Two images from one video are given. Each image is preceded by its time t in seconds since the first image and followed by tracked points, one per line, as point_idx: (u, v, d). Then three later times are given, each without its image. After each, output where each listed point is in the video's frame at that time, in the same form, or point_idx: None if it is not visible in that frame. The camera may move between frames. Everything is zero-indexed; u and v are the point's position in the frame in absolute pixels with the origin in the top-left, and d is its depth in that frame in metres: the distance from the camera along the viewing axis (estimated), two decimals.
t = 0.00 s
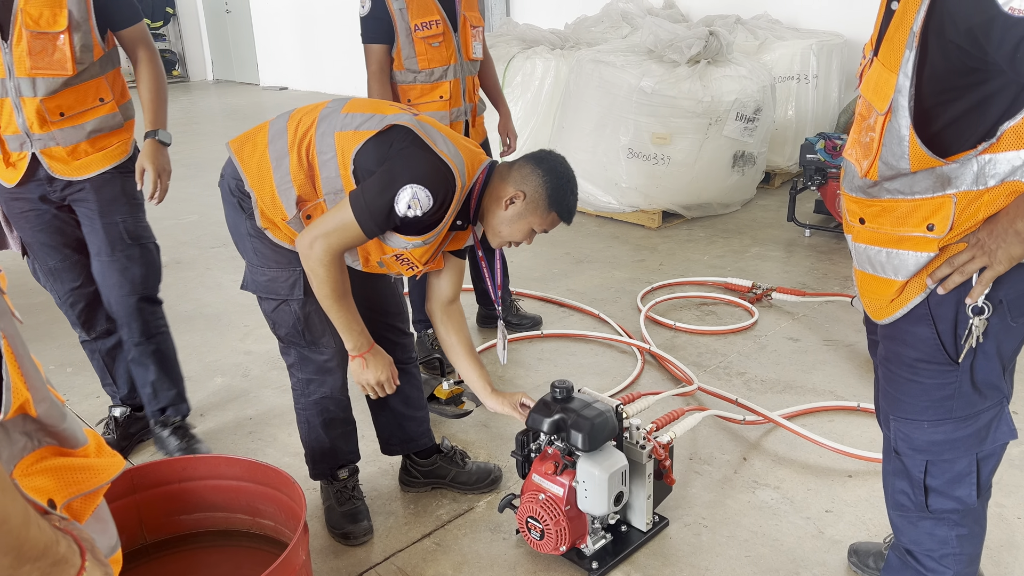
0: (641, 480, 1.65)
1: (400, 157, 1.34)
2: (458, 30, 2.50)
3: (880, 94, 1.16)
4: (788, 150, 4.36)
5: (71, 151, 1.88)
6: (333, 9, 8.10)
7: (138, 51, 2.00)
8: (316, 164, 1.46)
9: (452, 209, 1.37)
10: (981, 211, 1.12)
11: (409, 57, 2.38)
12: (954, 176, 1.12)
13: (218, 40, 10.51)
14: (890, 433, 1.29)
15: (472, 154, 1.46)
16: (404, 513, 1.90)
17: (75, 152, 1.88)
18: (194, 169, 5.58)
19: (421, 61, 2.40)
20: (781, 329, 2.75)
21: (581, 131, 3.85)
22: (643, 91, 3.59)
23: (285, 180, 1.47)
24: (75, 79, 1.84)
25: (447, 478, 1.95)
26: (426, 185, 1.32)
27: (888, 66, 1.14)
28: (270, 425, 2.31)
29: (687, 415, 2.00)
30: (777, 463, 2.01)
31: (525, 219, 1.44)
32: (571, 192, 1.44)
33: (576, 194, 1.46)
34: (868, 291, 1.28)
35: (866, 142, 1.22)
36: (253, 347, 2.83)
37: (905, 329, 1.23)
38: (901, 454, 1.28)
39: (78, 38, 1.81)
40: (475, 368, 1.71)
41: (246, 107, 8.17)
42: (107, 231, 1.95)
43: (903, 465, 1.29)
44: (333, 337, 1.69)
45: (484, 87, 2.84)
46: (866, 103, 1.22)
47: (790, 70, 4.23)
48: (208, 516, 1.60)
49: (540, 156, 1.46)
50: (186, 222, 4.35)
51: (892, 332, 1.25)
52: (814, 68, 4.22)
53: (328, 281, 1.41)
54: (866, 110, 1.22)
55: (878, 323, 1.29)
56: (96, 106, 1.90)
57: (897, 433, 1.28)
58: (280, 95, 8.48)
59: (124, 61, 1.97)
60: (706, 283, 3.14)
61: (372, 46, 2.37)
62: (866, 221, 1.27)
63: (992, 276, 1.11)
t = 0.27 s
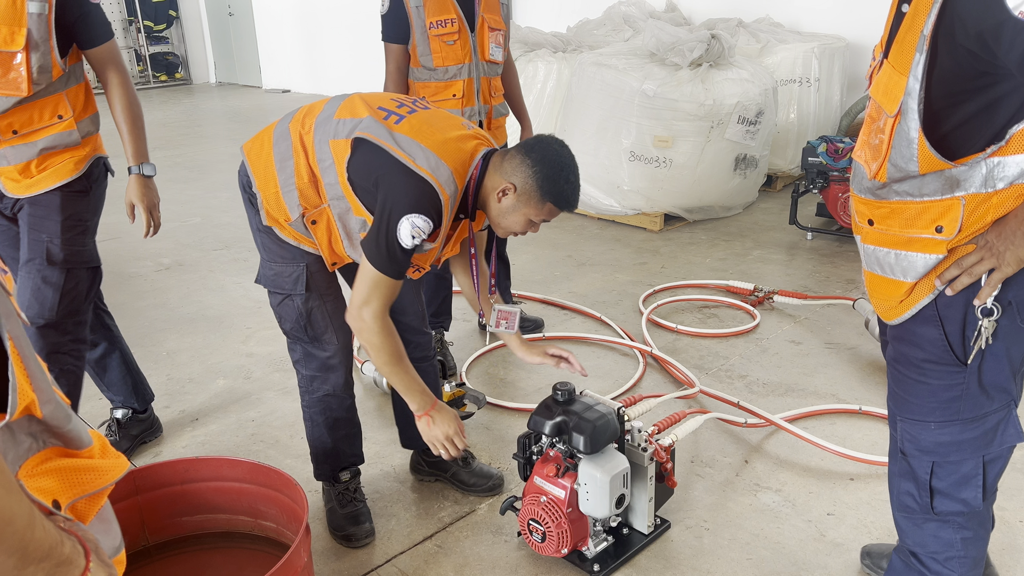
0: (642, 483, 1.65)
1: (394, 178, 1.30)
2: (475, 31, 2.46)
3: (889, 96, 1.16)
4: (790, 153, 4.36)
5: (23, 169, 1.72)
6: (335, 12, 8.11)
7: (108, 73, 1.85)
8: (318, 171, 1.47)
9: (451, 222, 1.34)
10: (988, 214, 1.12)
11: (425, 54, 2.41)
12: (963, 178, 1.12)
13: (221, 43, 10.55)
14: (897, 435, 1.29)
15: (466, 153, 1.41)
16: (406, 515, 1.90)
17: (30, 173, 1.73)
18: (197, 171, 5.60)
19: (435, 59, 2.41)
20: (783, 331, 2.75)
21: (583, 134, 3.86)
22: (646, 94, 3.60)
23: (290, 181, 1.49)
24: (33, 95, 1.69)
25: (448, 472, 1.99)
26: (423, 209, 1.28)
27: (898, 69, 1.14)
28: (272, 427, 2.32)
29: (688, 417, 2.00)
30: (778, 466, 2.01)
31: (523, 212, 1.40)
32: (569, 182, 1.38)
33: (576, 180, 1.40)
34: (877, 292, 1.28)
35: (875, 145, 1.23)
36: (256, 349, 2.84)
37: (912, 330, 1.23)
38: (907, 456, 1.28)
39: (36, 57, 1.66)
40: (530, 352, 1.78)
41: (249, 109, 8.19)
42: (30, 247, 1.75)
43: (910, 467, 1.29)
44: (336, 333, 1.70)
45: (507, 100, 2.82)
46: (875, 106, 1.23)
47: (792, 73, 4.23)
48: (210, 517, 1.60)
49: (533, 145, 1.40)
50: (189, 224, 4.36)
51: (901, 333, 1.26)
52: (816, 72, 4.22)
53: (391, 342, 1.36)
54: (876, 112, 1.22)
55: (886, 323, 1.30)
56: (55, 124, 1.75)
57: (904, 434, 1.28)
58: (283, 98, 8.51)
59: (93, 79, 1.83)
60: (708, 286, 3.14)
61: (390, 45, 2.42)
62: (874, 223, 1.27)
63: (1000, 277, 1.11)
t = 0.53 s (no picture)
0: (643, 485, 1.65)
1: (404, 199, 1.37)
2: (480, 33, 2.47)
3: (906, 91, 1.16)
4: (791, 155, 4.36)
5: None
6: (336, 14, 8.12)
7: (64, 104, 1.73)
8: (339, 172, 1.52)
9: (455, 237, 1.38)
10: (1000, 210, 1.14)
11: (429, 56, 2.41)
12: (978, 174, 1.13)
13: (222, 46, 10.58)
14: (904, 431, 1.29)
15: (469, 164, 1.42)
16: (407, 516, 1.90)
17: None
18: (198, 173, 5.60)
19: (441, 61, 2.41)
20: (783, 334, 2.76)
21: (583, 137, 3.86)
22: (647, 97, 3.60)
23: (315, 174, 1.55)
24: None
25: (450, 471, 2.00)
26: (431, 229, 1.35)
27: (915, 64, 1.14)
28: (273, 429, 2.32)
29: (689, 420, 2.00)
30: (779, 469, 2.01)
31: (519, 222, 1.38)
32: (562, 192, 1.33)
33: (574, 190, 1.35)
34: (886, 288, 1.28)
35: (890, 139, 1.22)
36: (257, 351, 2.84)
37: (923, 325, 1.23)
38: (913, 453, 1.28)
39: None
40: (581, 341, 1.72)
41: (250, 112, 8.20)
42: None
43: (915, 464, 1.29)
44: (349, 318, 1.73)
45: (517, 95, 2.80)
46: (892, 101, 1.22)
47: (793, 76, 4.24)
48: (211, 519, 1.60)
49: (530, 153, 1.37)
50: (190, 226, 4.37)
51: (910, 328, 1.26)
52: (816, 74, 4.23)
53: (447, 363, 1.45)
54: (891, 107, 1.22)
55: (893, 318, 1.30)
56: None
57: (911, 430, 1.28)
58: (284, 102, 8.53)
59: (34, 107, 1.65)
60: (709, 288, 3.14)
61: (396, 48, 2.42)
62: (885, 218, 1.27)
63: (1011, 273, 1.14)
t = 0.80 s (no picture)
0: (643, 486, 1.65)
1: (403, 210, 1.40)
2: (483, 33, 2.48)
3: (929, 78, 1.16)
4: (791, 157, 4.37)
5: None
6: (337, 15, 8.12)
7: (13, 101, 1.51)
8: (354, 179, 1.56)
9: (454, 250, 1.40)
10: (1017, 198, 1.15)
11: (434, 58, 2.41)
12: (996, 162, 1.14)
13: (223, 47, 10.59)
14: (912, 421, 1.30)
15: (467, 174, 1.43)
16: (407, 517, 1.91)
17: None
18: (199, 175, 5.61)
19: (445, 62, 2.41)
20: (783, 336, 2.76)
21: (584, 138, 3.86)
22: (647, 99, 3.61)
23: (335, 175, 1.60)
24: None
25: (450, 472, 2.00)
26: (427, 239, 1.38)
27: (940, 51, 1.14)
28: (273, 431, 2.32)
29: (690, 421, 2.01)
30: (778, 470, 2.01)
31: (511, 237, 1.37)
32: (548, 212, 1.31)
33: (563, 209, 1.32)
34: (898, 275, 1.28)
35: (911, 127, 1.21)
36: (257, 352, 2.84)
37: (934, 314, 1.24)
38: (920, 443, 1.29)
39: None
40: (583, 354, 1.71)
41: (251, 113, 8.21)
42: None
43: (922, 455, 1.29)
44: (352, 311, 1.81)
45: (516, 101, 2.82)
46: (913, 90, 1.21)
47: (793, 78, 4.24)
48: (211, 520, 1.60)
49: (521, 169, 1.35)
50: (190, 227, 4.37)
51: (921, 318, 1.27)
52: (816, 76, 4.24)
53: (454, 370, 1.46)
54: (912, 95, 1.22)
55: (904, 306, 1.31)
56: None
57: (919, 420, 1.28)
58: (284, 104, 8.55)
59: None
60: (709, 290, 3.15)
61: (398, 50, 2.43)
62: (901, 207, 1.27)
63: None
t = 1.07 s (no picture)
0: (643, 486, 1.65)
1: (380, 242, 1.42)
2: (484, 34, 2.49)
3: (959, 66, 1.19)
4: (790, 159, 4.37)
5: None
6: (336, 16, 8.12)
7: None
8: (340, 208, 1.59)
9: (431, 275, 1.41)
10: None
11: (434, 59, 2.41)
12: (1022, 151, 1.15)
13: (222, 48, 10.60)
14: (926, 408, 1.31)
15: (437, 202, 1.41)
16: (407, 518, 1.91)
17: None
18: (199, 175, 5.61)
19: (445, 63, 2.41)
20: (783, 337, 2.76)
21: (583, 139, 3.86)
22: (647, 100, 3.61)
23: (325, 194, 1.62)
24: None
25: (450, 473, 2.01)
26: (402, 270, 1.40)
27: (971, 41, 1.17)
28: (273, 431, 2.32)
29: (690, 422, 2.01)
30: (778, 471, 2.01)
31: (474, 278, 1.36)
32: (509, 262, 1.28)
33: (522, 257, 1.30)
34: (919, 264, 1.29)
35: (938, 115, 1.23)
36: (257, 352, 2.84)
37: (953, 301, 1.25)
38: (933, 430, 1.30)
39: None
40: (582, 351, 1.71)
41: (250, 114, 8.21)
42: None
43: (934, 442, 1.31)
44: (346, 318, 1.82)
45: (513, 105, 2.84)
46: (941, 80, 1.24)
47: (792, 79, 4.24)
48: (211, 520, 1.60)
49: (483, 211, 1.32)
50: (190, 228, 4.37)
51: (938, 307, 1.28)
52: (816, 78, 4.24)
53: (444, 395, 1.48)
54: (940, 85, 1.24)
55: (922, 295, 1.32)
56: None
57: (933, 407, 1.30)
58: (284, 105, 8.55)
59: None
60: (708, 291, 3.15)
61: (398, 52, 2.43)
62: (925, 196, 1.28)
63: None
